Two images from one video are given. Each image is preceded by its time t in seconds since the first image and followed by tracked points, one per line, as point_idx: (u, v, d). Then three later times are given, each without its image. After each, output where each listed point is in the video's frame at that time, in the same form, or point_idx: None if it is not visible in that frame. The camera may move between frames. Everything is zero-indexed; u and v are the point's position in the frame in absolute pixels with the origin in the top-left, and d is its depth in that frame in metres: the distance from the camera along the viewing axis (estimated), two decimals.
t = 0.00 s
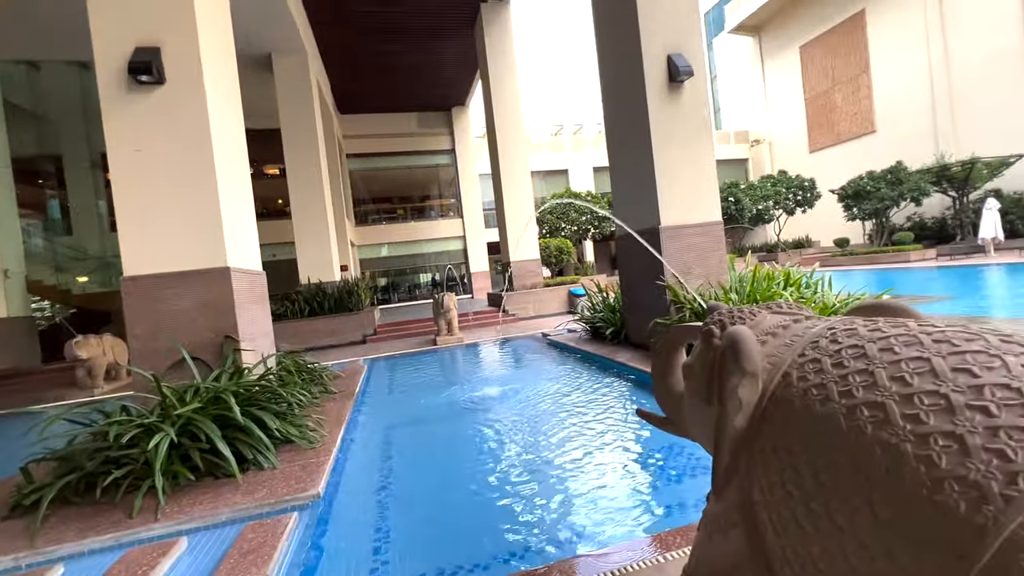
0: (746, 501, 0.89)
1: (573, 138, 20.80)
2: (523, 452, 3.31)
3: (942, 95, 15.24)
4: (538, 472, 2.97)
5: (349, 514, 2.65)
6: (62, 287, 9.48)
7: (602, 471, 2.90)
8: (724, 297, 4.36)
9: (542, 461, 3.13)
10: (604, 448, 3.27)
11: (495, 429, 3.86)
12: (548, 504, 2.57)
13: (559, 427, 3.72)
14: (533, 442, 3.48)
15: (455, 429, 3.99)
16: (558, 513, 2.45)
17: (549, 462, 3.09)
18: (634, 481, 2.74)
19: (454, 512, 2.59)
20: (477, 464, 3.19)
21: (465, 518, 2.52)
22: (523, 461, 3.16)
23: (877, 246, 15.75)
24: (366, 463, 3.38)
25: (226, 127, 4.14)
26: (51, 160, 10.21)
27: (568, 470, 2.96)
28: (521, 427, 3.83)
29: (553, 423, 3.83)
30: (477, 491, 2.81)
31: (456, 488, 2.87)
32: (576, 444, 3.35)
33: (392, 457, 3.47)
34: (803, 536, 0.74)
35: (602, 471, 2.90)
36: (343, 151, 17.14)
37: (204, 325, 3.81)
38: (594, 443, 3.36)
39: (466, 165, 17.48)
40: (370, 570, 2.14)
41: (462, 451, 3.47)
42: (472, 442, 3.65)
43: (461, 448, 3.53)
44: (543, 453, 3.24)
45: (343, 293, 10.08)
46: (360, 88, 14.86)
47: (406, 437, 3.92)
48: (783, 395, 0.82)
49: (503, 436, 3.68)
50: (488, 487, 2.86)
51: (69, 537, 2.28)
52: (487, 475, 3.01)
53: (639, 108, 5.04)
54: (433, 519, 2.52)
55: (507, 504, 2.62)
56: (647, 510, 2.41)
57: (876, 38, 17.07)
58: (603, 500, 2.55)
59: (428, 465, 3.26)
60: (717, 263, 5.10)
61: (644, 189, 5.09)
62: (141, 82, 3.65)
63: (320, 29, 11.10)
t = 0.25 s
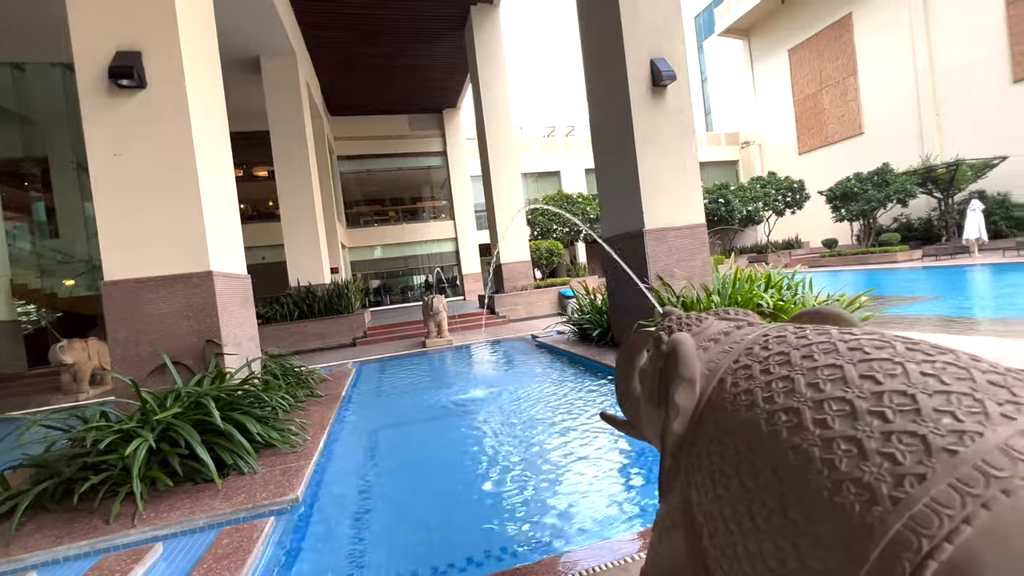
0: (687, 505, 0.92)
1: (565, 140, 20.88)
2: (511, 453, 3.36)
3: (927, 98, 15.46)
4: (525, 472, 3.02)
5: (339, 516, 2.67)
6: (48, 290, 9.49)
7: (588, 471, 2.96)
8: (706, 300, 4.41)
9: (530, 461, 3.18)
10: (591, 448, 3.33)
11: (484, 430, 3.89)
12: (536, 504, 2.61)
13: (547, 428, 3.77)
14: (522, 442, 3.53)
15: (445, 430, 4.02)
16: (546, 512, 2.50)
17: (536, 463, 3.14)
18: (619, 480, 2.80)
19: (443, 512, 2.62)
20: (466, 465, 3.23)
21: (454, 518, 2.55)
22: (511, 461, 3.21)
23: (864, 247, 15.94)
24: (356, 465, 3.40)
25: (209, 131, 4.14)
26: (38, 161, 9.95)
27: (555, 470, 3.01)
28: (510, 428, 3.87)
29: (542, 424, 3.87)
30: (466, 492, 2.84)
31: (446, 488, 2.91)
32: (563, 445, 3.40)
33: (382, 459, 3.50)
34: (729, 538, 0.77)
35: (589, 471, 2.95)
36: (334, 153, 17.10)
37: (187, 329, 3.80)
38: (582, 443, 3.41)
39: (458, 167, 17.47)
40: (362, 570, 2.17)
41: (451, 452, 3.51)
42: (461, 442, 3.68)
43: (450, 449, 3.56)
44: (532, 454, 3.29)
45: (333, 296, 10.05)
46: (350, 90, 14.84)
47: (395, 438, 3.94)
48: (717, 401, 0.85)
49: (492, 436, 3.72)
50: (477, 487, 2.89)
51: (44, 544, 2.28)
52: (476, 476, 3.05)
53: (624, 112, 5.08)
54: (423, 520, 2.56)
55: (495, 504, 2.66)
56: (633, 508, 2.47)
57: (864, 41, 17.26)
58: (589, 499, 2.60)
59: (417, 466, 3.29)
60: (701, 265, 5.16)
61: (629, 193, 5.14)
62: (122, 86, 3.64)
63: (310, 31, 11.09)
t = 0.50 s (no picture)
0: (633, 503, 0.94)
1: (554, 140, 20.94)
2: (497, 452, 3.38)
3: (907, 102, 15.77)
4: (510, 472, 3.05)
5: (325, 518, 2.67)
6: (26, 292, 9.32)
7: (572, 469, 3.00)
8: (686, 299, 4.45)
9: (515, 460, 3.21)
10: (576, 447, 3.37)
11: (471, 430, 3.91)
12: (521, 502, 2.65)
13: (533, 427, 3.81)
14: (506, 442, 3.56)
15: (431, 431, 4.03)
16: (522, 513, 2.52)
17: (521, 463, 3.17)
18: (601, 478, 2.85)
19: (429, 512, 2.65)
20: (453, 465, 3.25)
21: (440, 517, 2.57)
22: (497, 461, 3.24)
23: (847, 247, 16.21)
24: (341, 467, 3.40)
25: (187, 131, 4.09)
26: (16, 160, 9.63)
27: (540, 469, 3.05)
28: (496, 428, 3.90)
29: (527, 424, 3.91)
30: (452, 492, 2.86)
31: (432, 489, 2.93)
32: (548, 444, 3.43)
33: (368, 460, 3.50)
34: (667, 535, 0.79)
35: (572, 469, 3.00)
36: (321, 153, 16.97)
37: (164, 332, 3.76)
38: (566, 442, 3.45)
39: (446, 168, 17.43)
40: (335, 572, 2.17)
41: (438, 452, 3.52)
42: (448, 443, 3.70)
43: (437, 449, 3.58)
44: (515, 454, 3.32)
45: (319, 297, 9.98)
46: (337, 91, 14.75)
47: (382, 439, 3.94)
48: (658, 401, 0.87)
49: (479, 437, 3.75)
50: (463, 486, 2.92)
51: (9, 552, 2.23)
52: (463, 475, 3.07)
53: (607, 114, 5.12)
54: (409, 520, 2.58)
55: (480, 504, 2.69)
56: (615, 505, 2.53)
57: (846, 46, 17.54)
58: (572, 497, 2.65)
59: (404, 466, 3.30)
60: (682, 266, 5.21)
61: (611, 194, 5.17)
62: (96, 86, 3.59)
63: (295, 30, 11.01)
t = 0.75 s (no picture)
0: (591, 502, 0.94)
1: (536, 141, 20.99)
2: (478, 453, 3.37)
3: (878, 107, 16.27)
4: (490, 473, 3.04)
5: (302, 523, 2.62)
6: None
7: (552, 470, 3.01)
8: (663, 298, 4.46)
9: (496, 461, 3.20)
10: (557, 448, 3.39)
11: (452, 431, 3.89)
12: (502, 503, 2.65)
13: (513, 428, 3.80)
14: (485, 444, 3.54)
15: (412, 432, 3.98)
16: (498, 516, 2.51)
17: (502, 463, 3.16)
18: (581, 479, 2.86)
19: (409, 515, 2.62)
20: (433, 466, 3.23)
21: (421, 520, 2.55)
22: (478, 462, 3.22)
23: (821, 248, 16.62)
24: (319, 470, 3.34)
25: (155, 126, 3.97)
26: None
27: (518, 471, 3.03)
28: (477, 429, 3.88)
29: (508, 424, 3.90)
30: (432, 494, 2.84)
31: (412, 490, 2.90)
32: (529, 445, 3.44)
33: (346, 462, 3.45)
34: (623, 538, 0.79)
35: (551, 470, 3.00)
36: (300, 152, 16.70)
37: (129, 334, 3.64)
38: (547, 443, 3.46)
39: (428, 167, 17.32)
40: None
41: (417, 454, 3.49)
42: (428, 444, 3.67)
43: (417, 451, 3.55)
44: (493, 456, 3.30)
45: (297, 298, 9.79)
46: (316, 88, 14.52)
47: (360, 442, 3.89)
48: (616, 403, 0.86)
49: (460, 437, 3.73)
50: (443, 488, 2.90)
51: None
52: (443, 477, 3.05)
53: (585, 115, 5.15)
54: (388, 523, 2.55)
55: (461, 505, 2.67)
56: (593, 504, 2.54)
57: (821, 52, 17.99)
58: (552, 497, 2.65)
59: (383, 469, 3.26)
60: (660, 267, 5.25)
61: (590, 194, 5.20)
62: (56, 79, 3.46)
63: (272, 26, 10.81)
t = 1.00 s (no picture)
0: (541, 515, 0.90)
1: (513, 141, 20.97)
2: (449, 456, 3.31)
3: (844, 113, 16.83)
4: (461, 476, 2.99)
5: (267, 533, 2.52)
6: None
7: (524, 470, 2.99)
8: (635, 298, 4.48)
9: (468, 464, 3.16)
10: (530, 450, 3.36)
11: (423, 434, 3.82)
12: (475, 505, 2.61)
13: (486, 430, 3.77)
14: (457, 446, 3.49)
15: (381, 436, 3.89)
16: (466, 520, 2.46)
17: (474, 465, 3.13)
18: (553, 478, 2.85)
19: (379, 520, 2.55)
20: (403, 471, 3.16)
21: (390, 525, 2.48)
22: (450, 465, 3.17)
23: (790, 249, 17.07)
24: (284, 477, 3.23)
25: (108, 119, 3.78)
26: None
27: (489, 473, 2.99)
28: (449, 432, 3.82)
29: (482, 427, 3.85)
30: (402, 499, 2.77)
31: (382, 495, 2.83)
32: (502, 447, 3.40)
33: (313, 469, 3.34)
34: (570, 555, 0.75)
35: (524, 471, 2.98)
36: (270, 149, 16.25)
37: (78, 338, 3.45)
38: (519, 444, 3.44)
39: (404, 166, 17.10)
40: None
41: (387, 458, 3.41)
42: (399, 448, 3.59)
43: (387, 455, 3.46)
44: (465, 458, 3.25)
45: (266, 299, 9.50)
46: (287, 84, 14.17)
47: (327, 447, 3.77)
48: (563, 412, 0.83)
49: (431, 441, 3.66)
50: (414, 492, 2.83)
51: None
52: (414, 481, 2.99)
53: (558, 115, 5.14)
54: (356, 530, 2.47)
55: (432, 509, 2.62)
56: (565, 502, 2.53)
57: (789, 58, 18.50)
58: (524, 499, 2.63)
59: (351, 474, 3.17)
60: (632, 268, 5.28)
61: (563, 194, 5.19)
62: None
63: (239, 19, 10.48)
